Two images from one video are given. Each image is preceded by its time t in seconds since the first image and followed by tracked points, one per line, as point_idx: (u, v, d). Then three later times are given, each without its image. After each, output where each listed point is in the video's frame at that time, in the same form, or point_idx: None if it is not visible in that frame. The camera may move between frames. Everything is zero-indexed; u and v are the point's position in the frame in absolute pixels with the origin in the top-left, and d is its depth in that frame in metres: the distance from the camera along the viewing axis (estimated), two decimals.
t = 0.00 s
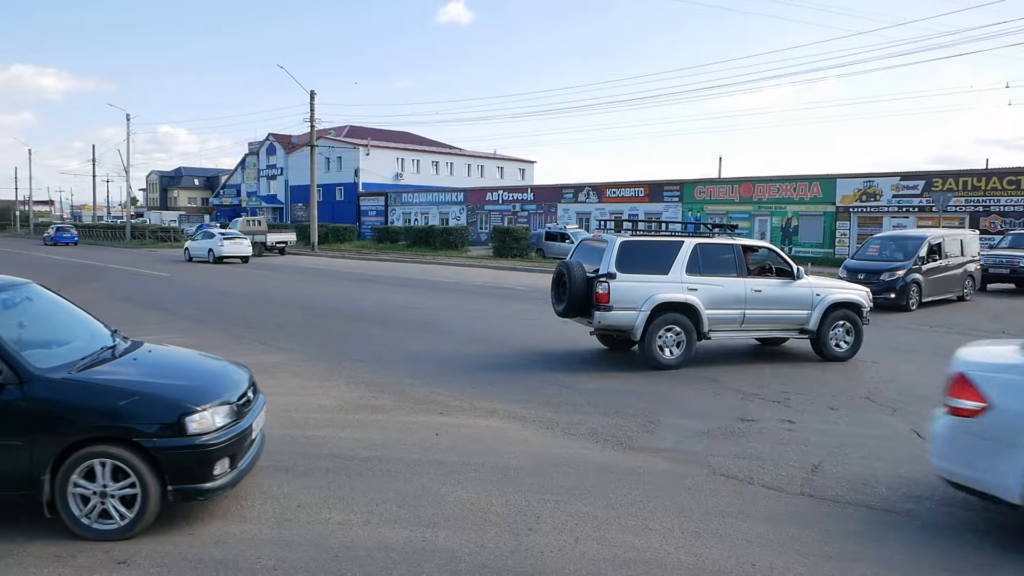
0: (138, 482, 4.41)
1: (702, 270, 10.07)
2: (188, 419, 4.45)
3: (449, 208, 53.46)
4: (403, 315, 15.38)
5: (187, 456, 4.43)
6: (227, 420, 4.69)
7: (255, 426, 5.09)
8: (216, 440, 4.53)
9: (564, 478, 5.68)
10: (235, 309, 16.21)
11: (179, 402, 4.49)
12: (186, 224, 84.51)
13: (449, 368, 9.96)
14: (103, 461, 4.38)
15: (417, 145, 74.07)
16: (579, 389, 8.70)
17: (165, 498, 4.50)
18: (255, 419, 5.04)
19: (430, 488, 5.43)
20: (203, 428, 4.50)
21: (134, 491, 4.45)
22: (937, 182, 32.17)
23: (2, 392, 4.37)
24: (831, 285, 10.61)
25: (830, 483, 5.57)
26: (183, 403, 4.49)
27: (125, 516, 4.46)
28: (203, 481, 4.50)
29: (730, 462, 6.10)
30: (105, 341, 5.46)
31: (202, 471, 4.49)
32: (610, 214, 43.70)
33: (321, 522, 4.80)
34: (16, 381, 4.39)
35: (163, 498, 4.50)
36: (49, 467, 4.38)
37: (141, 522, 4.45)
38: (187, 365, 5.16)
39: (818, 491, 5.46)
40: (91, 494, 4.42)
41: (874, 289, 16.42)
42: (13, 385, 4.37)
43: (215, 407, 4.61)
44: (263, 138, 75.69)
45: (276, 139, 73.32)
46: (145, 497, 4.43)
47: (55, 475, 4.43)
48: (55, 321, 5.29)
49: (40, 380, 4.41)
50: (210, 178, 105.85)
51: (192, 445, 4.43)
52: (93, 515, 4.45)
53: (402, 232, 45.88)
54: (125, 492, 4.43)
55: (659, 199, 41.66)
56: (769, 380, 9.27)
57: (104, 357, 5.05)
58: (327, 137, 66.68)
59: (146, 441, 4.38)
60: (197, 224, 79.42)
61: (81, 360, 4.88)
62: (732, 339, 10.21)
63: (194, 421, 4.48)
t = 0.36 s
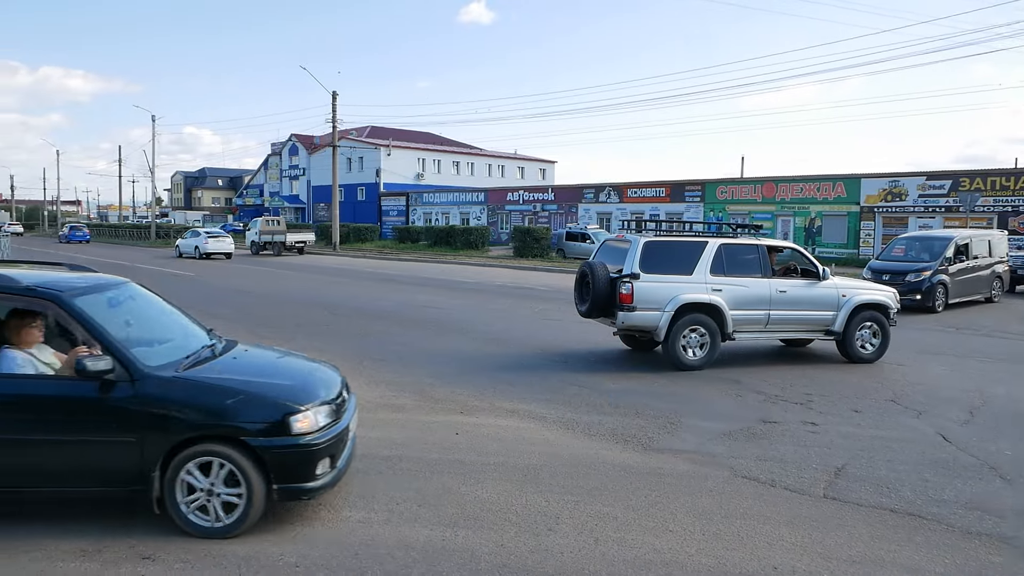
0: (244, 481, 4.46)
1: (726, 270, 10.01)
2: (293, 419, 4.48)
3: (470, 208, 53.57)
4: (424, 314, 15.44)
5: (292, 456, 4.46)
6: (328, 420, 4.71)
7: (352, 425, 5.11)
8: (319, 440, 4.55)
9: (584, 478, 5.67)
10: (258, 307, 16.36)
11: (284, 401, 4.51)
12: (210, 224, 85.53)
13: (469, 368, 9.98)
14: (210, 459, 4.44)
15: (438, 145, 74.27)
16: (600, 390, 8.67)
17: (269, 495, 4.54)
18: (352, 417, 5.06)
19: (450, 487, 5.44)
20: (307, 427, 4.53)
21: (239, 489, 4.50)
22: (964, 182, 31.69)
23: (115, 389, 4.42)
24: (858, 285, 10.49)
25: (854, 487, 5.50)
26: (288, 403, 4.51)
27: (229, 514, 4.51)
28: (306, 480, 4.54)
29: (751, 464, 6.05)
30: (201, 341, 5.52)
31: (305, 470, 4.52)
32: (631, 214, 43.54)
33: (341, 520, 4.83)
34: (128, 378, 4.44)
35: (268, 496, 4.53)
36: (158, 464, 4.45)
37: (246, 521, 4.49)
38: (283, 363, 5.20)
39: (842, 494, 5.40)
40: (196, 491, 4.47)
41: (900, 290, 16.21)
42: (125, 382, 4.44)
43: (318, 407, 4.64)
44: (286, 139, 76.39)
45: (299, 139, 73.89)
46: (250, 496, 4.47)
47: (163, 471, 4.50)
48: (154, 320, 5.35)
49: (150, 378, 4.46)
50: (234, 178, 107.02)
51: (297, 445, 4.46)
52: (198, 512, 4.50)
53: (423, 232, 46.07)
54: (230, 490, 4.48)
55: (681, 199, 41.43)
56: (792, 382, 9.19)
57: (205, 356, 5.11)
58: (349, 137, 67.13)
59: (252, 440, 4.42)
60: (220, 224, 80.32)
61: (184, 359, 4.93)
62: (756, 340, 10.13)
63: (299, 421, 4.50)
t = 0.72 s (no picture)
0: (376, 486, 4.39)
1: (753, 270, 9.94)
2: (426, 422, 4.42)
3: (490, 208, 53.61)
4: (445, 314, 15.48)
5: (425, 460, 4.40)
6: (457, 425, 4.66)
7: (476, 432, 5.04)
8: (451, 445, 4.50)
9: (604, 479, 5.66)
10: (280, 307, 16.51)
11: (415, 404, 4.46)
12: (233, 223, 86.26)
13: (490, 367, 10.00)
14: (344, 463, 4.39)
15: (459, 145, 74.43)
16: (621, 391, 8.64)
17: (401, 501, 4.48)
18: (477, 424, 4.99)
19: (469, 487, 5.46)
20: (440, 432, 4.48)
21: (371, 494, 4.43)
22: (992, 181, 31.21)
23: (252, 389, 4.42)
24: (887, 286, 10.36)
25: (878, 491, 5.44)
26: (421, 407, 4.46)
27: (361, 519, 4.45)
28: (438, 485, 4.47)
29: (773, 466, 6.00)
30: (323, 341, 5.51)
31: (437, 476, 4.46)
32: (653, 214, 43.35)
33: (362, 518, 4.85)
34: (264, 379, 4.44)
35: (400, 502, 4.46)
36: (292, 466, 4.42)
37: (377, 528, 4.42)
38: (406, 366, 5.16)
39: (865, 497, 5.34)
40: (331, 498, 4.43)
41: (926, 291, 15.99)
42: (261, 383, 4.44)
43: (448, 411, 4.58)
44: (308, 140, 76.98)
45: (321, 140, 74.36)
46: (383, 502, 4.41)
47: (297, 474, 4.47)
48: (276, 320, 5.36)
49: (286, 379, 4.45)
50: (256, 179, 108.06)
51: (430, 449, 4.41)
52: (332, 517, 4.45)
53: (443, 232, 46.21)
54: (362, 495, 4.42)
55: (702, 199, 41.18)
56: (816, 384, 9.10)
57: (330, 358, 5.08)
58: (371, 138, 67.52)
59: (385, 443, 4.37)
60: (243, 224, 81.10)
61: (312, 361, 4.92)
62: (783, 341, 10.05)
63: (431, 425, 4.45)
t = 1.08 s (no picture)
0: (547, 503, 4.17)
1: (780, 271, 9.86)
2: (599, 437, 4.19)
3: (511, 208, 53.62)
4: (466, 314, 15.52)
5: (598, 476, 4.17)
6: (627, 440, 4.41)
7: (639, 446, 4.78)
8: (623, 461, 4.25)
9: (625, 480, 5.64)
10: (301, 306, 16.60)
11: (586, 417, 4.22)
12: (256, 223, 86.98)
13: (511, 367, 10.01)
14: (512, 478, 4.19)
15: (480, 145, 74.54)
16: (643, 392, 8.60)
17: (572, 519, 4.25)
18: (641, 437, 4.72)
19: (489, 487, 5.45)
20: (612, 448, 4.23)
21: (541, 511, 4.22)
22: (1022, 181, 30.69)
23: (418, 397, 4.25)
24: (917, 287, 10.22)
25: (903, 495, 5.37)
26: (592, 420, 4.22)
27: (531, 536, 4.24)
28: (610, 503, 4.24)
29: (796, 468, 5.95)
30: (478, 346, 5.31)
31: (609, 492, 4.22)
32: (674, 214, 43.13)
33: (384, 517, 4.86)
34: (431, 387, 4.25)
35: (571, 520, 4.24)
36: (460, 481, 4.24)
37: (549, 547, 4.20)
38: (568, 375, 4.91)
39: (890, 501, 5.28)
40: (500, 516, 4.23)
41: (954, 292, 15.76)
42: (427, 392, 4.26)
43: (618, 425, 4.33)
44: (331, 140, 77.55)
45: (343, 140, 74.78)
46: (555, 520, 4.18)
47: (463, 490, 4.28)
48: (433, 323, 5.16)
49: (452, 387, 4.25)
50: (280, 179, 109.06)
51: (602, 465, 4.17)
52: (503, 537, 4.25)
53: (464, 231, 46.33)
54: (534, 512, 4.21)
55: (725, 199, 40.89)
56: (840, 385, 9.00)
57: (490, 365, 4.85)
58: (392, 138, 67.87)
59: (556, 457, 4.16)
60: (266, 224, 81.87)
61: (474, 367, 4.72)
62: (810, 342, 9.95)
63: (604, 440, 4.21)
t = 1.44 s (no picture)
0: (781, 533, 3.81)
1: (805, 271, 9.77)
2: (838, 464, 3.82)
3: (529, 207, 53.58)
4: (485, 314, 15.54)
5: (837, 505, 3.79)
6: (862, 468, 4.01)
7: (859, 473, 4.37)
8: (864, 491, 3.85)
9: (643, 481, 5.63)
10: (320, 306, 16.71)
11: (821, 441, 3.85)
12: (276, 223, 87.46)
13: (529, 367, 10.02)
14: (741, 505, 3.83)
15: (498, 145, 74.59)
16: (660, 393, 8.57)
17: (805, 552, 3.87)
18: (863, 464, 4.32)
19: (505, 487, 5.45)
20: (852, 476, 3.86)
21: (774, 542, 3.85)
22: None
23: (638, 414, 3.95)
24: (945, 288, 10.09)
25: (925, 498, 5.32)
26: (831, 445, 3.85)
27: (763, 569, 3.87)
28: (850, 536, 3.85)
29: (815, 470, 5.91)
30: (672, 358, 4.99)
31: (850, 524, 3.83)
32: (693, 214, 42.90)
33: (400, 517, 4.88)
34: (650, 404, 3.96)
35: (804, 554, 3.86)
36: (682, 506, 3.91)
37: None
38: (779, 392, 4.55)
39: (911, 504, 5.22)
40: (728, 546, 3.87)
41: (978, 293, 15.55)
42: (647, 409, 3.96)
43: (855, 452, 3.95)
44: (350, 141, 77.97)
45: (362, 140, 75.10)
46: (792, 552, 3.81)
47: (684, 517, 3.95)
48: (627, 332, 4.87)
49: (675, 405, 3.95)
50: (300, 179, 109.79)
51: (842, 494, 3.80)
52: (730, 569, 3.88)
53: (483, 231, 46.41)
54: (764, 543, 3.85)
55: (744, 199, 40.62)
56: (861, 387, 8.91)
57: (699, 379, 4.53)
58: (411, 138, 68.10)
59: (790, 483, 3.81)
60: (286, 224, 82.45)
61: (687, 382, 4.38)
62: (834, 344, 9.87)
63: (844, 468, 3.84)
